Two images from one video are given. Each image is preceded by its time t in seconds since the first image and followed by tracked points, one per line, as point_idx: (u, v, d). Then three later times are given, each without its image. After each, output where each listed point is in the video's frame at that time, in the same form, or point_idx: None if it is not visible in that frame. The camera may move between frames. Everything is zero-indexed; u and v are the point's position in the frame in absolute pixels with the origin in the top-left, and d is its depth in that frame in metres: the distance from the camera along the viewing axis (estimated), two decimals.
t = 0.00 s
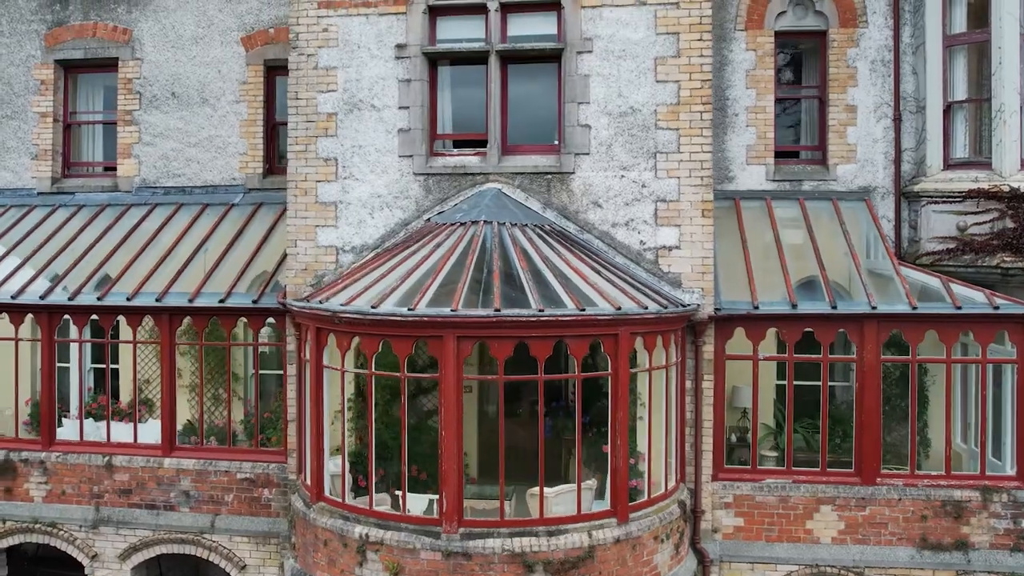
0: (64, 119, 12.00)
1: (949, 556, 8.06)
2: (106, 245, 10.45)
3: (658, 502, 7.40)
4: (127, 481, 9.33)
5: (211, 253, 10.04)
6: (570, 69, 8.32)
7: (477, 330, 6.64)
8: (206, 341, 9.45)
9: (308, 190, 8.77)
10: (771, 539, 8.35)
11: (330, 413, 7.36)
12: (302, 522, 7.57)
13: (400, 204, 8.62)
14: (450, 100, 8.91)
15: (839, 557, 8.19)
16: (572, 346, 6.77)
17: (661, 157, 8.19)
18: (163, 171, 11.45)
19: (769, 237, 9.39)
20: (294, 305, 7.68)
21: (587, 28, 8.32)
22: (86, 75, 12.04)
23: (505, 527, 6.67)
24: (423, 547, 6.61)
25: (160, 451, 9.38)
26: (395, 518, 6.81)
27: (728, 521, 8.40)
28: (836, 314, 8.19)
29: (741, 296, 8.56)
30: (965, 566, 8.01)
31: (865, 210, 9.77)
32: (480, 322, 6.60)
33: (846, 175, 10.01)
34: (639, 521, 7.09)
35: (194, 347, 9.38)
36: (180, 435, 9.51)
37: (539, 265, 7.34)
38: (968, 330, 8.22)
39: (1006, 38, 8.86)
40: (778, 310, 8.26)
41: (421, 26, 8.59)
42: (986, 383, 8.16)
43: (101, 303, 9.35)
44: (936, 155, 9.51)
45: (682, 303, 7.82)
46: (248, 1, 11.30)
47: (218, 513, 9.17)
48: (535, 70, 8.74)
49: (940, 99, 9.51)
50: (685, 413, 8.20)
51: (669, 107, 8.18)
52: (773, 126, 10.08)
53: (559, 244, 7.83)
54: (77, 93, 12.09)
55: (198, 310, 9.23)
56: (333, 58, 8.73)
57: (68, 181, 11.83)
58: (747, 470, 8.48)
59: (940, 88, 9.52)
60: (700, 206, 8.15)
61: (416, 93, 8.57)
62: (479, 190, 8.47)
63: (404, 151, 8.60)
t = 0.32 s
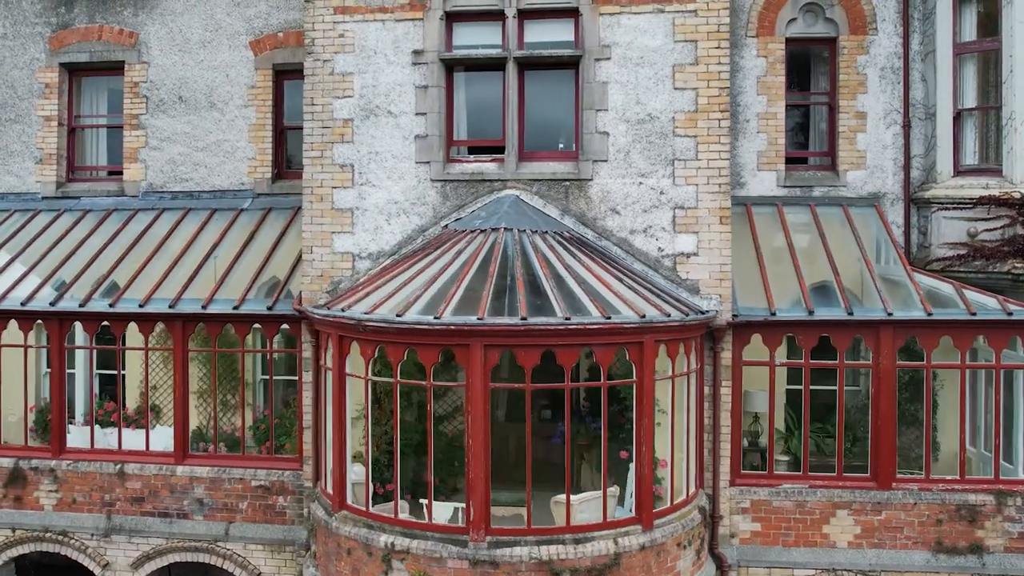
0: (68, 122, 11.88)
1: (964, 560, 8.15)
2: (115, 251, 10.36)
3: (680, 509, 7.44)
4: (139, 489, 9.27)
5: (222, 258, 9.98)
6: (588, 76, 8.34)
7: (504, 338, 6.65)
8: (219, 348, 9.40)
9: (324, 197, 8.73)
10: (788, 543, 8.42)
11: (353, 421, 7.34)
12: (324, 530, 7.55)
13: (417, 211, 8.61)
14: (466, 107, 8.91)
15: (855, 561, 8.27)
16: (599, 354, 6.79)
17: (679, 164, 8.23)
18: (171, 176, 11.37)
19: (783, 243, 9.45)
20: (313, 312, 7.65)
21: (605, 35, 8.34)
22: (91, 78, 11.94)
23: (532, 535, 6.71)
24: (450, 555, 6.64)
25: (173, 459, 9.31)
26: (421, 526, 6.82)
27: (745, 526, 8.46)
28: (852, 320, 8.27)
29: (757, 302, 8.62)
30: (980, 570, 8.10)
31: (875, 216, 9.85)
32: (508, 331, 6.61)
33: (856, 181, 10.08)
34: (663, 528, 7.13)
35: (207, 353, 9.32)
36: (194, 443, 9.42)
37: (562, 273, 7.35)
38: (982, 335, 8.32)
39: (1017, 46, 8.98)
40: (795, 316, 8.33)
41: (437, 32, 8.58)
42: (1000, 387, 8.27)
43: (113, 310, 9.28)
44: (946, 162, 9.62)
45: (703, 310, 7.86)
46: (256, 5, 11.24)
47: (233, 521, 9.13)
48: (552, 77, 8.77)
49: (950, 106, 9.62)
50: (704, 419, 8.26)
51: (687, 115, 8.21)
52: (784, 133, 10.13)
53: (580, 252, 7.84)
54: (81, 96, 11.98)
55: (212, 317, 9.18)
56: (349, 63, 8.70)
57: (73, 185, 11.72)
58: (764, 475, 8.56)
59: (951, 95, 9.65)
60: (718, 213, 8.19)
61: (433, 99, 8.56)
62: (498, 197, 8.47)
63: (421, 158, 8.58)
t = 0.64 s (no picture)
0: (72, 126, 11.78)
1: (978, 563, 8.25)
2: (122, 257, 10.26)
3: (701, 515, 7.50)
4: (151, 496, 9.20)
5: (233, 264, 9.92)
6: (605, 83, 8.38)
7: (531, 347, 6.68)
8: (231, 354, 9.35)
9: (340, 203, 8.71)
10: (804, 548, 8.49)
11: (376, 430, 7.33)
12: (345, 538, 7.54)
13: (434, 217, 8.60)
14: (481, 113, 8.89)
15: (870, 565, 8.34)
16: (624, 362, 6.84)
17: (697, 171, 8.27)
18: (178, 181, 11.29)
19: (795, 248, 9.47)
20: (334, 320, 7.64)
21: (622, 43, 8.37)
22: (96, 82, 11.83)
23: (559, 543, 6.78)
24: (477, 564, 6.69)
25: (186, 466, 9.26)
26: (447, 534, 6.87)
27: (761, 531, 8.53)
28: (867, 326, 8.34)
29: (773, 308, 8.66)
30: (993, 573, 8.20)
31: (885, 222, 9.91)
32: (536, 340, 6.63)
33: (865, 188, 10.17)
34: (686, 535, 7.19)
35: (220, 360, 9.27)
36: (206, 450, 9.40)
37: (584, 281, 7.37)
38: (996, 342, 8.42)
39: None
40: (811, 323, 8.39)
41: (454, 39, 8.57)
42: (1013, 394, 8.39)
43: (124, 317, 9.21)
44: (956, 168, 9.77)
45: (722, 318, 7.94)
46: (265, 9, 11.18)
47: (247, 529, 9.09)
48: (568, 83, 8.78)
49: (959, 115, 9.77)
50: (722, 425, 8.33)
51: (704, 122, 8.25)
52: (794, 139, 10.20)
53: (600, 260, 7.85)
54: (86, 100, 11.88)
55: (226, 324, 9.14)
56: (365, 70, 8.68)
57: (78, 190, 11.62)
58: (780, 481, 8.62)
59: (959, 102, 9.77)
60: (735, 220, 8.24)
61: (450, 105, 8.55)
62: (515, 204, 8.48)
63: (437, 164, 8.57)
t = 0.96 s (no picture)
0: (76, 130, 11.66)
1: (990, 567, 8.34)
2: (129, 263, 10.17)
3: (720, 523, 7.54)
4: (163, 505, 9.14)
5: (243, 270, 9.86)
6: (621, 91, 8.41)
7: (556, 356, 6.69)
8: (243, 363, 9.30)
9: (355, 210, 8.68)
10: (818, 553, 8.56)
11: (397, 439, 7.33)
12: (365, 548, 7.53)
13: (450, 225, 8.59)
14: (495, 120, 8.88)
15: (884, 570, 8.41)
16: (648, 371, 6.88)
17: (713, 179, 8.31)
18: (184, 186, 11.21)
19: (805, 254, 9.48)
20: (354, 329, 7.64)
21: (638, 51, 8.41)
22: (100, 85, 11.72)
23: (584, 552, 6.79)
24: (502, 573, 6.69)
25: (197, 475, 9.20)
26: (471, 544, 6.87)
27: (776, 537, 8.60)
28: (881, 333, 8.42)
29: (787, 315, 8.71)
30: None
31: (892, 228, 9.98)
32: (562, 349, 6.65)
33: (873, 195, 10.27)
34: (708, 542, 7.24)
35: (232, 368, 9.21)
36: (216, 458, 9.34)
37: (605, 289, 7.39)
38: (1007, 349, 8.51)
39: None
40: (826, 330, 8.46)
41: (470, 46, 8.57)
42: None
43: (135, 324, 9.14)
44: (963, 176, 9.83)
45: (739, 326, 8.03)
46: (273, 13, 11.13)
47: (260, 538, 9.05)
48: (583, 90, 8.81)
49: (966, 122, 9.84)
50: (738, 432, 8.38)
51: (720, 131, 8.30)
52: (802, 146, 10.27)
53: (618, 268, 7.85)
54: (89, 105, 11.77)
55: (239, 331, 9.08)
56: (381, 76, 8.65)
57: (82, 195, 11.51)
58: (794, 486, 8.71)
59: (967, 110, 9.86)
60: (751, 228, 8.29)
61: (466, 113, 8.55)
62: (532, 212, 8.50)
63: (453, 171, 8.56)
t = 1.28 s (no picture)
0: (79, 134, 11.54)
1: (1001, 570, 8.45)
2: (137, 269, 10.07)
3: (739, 529, 7.60)
4: (175, 514, 9.07)
5: (252, 276, 9.79)
6: (637, 98, 8.44)
7: (582, 364, 6.72)
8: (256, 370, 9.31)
9: (370, 217, 8.65)
10: (832, 557, 8.62)
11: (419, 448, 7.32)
12: (386, 557, 7.51)
13: (466, 231, 8.58)
14: (510, 127, 8.89)
15: (897, 573, 8.50)
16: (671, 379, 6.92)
17: (728, 187, 8.36)
18: (190, 191, 11.13)
19: (816, 261, 9.50)
20: (374, 337, 7.62)
21: (654, 58, 8.44)
22: (103, 89, 11.62)
23: (610, 560, 6.82)
24: None
25: (209, 483, 9.12)
26: (496, 552, 6.86)
27: (790, 541, 8.66)
28: (894, 339, 8.49)
29: (801, 322, 8.76)
30: None
31: (900, 234, 10.06)
32: (587, 357, 6.69)
33: (880, 201, 10.37)
34: (729, 548, 7.30)
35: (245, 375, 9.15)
36: (227, 466, 9.24)
37: (626, 297, 7.41)
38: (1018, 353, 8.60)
39: None
40: (840, 336, 8.52)
41: (486, 53, 8.57)
42: None
43: (146, 331, 9.06)
44: (970, 183, 9.97)
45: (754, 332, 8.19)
46: (280, 18, 11.07)
47: (273, 546, 9.01)
48: (598, 97, 8.84)
49: (973, 130, 9.96)
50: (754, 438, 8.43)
51: (736, 138, 8.35)
52: (810, 153, 10.35)
53: (637, 275, 7.87)
54: (93, 109, 11.66)
55: (252, 338, 9.03)
56: (396, 82, 8.63)
57: (86, 200, 11.40)
58: (808, 491, 8.77)
59: (973, 118, 9.97)
60: (766, 235, 8.35)
61: (482, 119, 8.54)
62: (548, 219, 8.52)
63: (469, 178, 8.56)
